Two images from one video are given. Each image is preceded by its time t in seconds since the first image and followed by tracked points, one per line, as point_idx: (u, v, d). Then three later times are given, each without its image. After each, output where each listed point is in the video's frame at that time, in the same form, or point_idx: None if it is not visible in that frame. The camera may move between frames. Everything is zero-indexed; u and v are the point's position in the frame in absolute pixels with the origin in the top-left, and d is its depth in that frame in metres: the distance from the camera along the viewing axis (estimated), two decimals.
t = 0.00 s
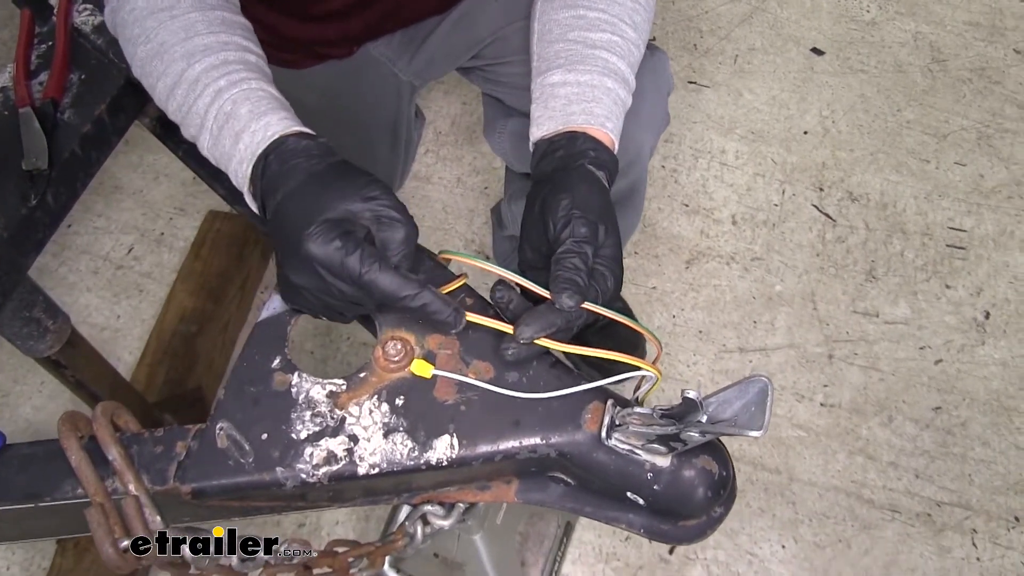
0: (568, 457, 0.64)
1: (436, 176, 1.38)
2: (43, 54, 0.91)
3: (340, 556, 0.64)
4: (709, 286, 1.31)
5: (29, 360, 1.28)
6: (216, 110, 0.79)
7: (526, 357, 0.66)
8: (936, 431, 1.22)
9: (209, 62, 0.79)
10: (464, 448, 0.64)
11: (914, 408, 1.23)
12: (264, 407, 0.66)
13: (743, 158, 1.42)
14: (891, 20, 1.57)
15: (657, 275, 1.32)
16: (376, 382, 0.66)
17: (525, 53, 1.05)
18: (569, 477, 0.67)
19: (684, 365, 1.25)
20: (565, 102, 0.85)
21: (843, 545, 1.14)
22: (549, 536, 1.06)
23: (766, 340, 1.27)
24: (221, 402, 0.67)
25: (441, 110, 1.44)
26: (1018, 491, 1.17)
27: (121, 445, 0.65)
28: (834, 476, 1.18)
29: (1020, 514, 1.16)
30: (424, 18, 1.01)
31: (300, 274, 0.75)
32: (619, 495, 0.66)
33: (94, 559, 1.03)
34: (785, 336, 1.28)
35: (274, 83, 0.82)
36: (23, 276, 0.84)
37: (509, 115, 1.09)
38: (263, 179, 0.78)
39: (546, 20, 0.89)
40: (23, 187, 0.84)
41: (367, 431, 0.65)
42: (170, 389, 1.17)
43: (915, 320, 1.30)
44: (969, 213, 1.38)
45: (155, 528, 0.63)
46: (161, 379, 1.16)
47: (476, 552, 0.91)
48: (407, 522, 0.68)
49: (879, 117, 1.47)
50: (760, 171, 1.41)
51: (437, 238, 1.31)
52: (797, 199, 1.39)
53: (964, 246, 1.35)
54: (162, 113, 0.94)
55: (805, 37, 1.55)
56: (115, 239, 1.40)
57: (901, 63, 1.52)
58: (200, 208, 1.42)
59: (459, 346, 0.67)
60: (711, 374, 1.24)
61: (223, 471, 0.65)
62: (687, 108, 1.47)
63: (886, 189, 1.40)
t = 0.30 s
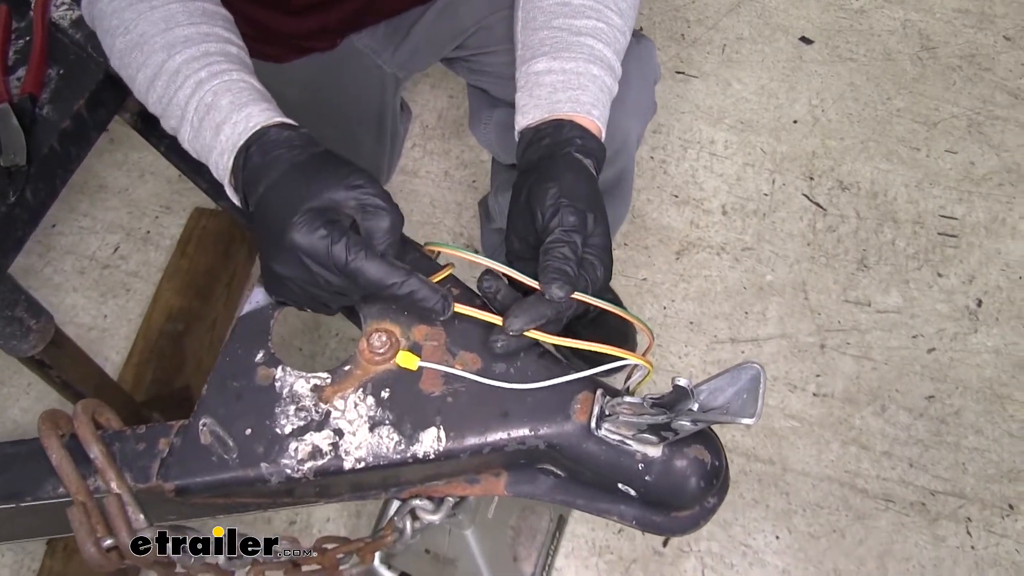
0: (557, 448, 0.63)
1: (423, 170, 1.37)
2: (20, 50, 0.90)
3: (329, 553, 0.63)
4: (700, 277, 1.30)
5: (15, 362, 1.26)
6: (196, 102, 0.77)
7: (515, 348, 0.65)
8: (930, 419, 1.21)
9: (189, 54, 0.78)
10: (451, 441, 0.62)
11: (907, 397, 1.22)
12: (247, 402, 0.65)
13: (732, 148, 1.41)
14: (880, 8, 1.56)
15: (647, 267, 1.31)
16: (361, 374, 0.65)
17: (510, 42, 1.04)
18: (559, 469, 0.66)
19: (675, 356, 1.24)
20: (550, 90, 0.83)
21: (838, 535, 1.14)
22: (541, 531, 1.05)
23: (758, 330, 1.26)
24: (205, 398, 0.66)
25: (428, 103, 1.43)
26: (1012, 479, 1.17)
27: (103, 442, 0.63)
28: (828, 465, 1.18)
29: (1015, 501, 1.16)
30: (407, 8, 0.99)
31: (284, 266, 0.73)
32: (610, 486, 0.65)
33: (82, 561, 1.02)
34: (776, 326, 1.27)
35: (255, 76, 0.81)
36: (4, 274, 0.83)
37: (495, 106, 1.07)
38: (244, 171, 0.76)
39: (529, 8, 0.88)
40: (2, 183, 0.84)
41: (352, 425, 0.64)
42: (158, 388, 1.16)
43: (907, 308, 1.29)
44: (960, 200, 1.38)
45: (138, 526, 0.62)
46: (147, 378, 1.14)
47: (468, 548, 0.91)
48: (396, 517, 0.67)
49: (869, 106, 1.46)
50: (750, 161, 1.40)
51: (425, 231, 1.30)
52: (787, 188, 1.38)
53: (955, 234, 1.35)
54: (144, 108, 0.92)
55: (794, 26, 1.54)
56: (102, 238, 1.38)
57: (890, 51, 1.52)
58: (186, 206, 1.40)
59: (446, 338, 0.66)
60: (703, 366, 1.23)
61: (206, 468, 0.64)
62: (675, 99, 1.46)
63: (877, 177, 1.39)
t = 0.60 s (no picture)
0: (547, 437, 0.62)
1: (412, 162, 1.35)
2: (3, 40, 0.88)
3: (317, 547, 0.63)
4: (691, 267, 1.30)
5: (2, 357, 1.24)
6: (188, 87, 0.75)
7: (503, 336, 0.64)
8: (922, 409, 1.21)
9: (181, 40, 0.76)
10: (439, 431, 0.62)
11: (899, 387, 1.22)
12: (232, 392, 0.64)
13: (723, 139, 1.41)
14: None
15: (638, 258, 1.31)
16: (348, 363, 0.64)
17: (498, 31, 1.03)
18: (549, 458, 0.65)
19: (666, 347, 1.23)
20: (538, 76, 0.82)
21: (831, 526, 1.13)
22: (532, 523, 1.05)
23: (749, 321, 1.26)
24: (190, 389, 0.65)
25: (417, 95, 1.42)
26: (1004, 468, 1.17)
27: (86, 435, 0.62)
28: (820, 456, 1.18)
29: (1007, 491, 1.16)
30: None
31: (265, 219, 0.71)
32: (601, 476, 0.64)
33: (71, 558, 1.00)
34: (768, 317, 1.26)
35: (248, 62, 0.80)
36: None
37: (483, 94, 1.07)
38: (236, 152, 0.75)
39: None
40: None
41: (339, 415, 0.63)
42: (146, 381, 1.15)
43: (898, 298, 1.29)
44: (951, 190, 1.38)
45: (123, 520, 0.60)
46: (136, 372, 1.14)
47: (458, 539, 0.89)
48: (385, 509, 0.66)
49: (859, 96, 1.46)
50: (740, 151, 1.40)
51: (415, 223, 1.29)
52: (778, 178, 1.38)
53: (946, 224, 1.35)
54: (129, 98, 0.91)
55: (783, 16, 1.53)
56: (90, 232, 1.36)
57: (880, 41, 1.51)
58: (175, 199, 1.39)
59: (433, 326, 0.65)
60: (694, 356, 1.23)
61: (191, 460, 0.63)
62: (665, 89, 1.45)
63: (868, 167, 1.39)
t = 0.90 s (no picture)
0: (547, 439, 0.61)
1: (410, 159, 1.35)
2: None
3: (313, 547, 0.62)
4: (689, 268, 1.29)
5: None
6: (192, 80, 0.74)
7: (504, 338, 0.63)
8: (921, 412, 1.21)
9: (186, 33, 0.75)
10: (438, 432, 0.61)
11: (898, 389, 1.22)
12: (229, 390, 0.64)
13: (722, 139, 1.40)
14: None
15: (636, 258, 1.30)
16: (346, 363, 0.63)
17: (498, 28, 1.02)
18: (548, 460, 0.64)
19: (664, 348, 1.23)
20: (539, 74, 0.82)
21: (828, 529, 1.13)
22: (528, 524, 1.04)
23: (748, 322, 1.25)
24: (185, 387, 0.64)
25: (415, 92, 1.41)
26: (1003, 472, 1.17)
27: (80, 432, 0.61)
28: (818, 459, 1.17)
29: (1006, 495, 1.16)
30: None
31: (277, 216, 0.69)
32: (601, 479, 0.64)
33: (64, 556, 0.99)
34: (766, 318, 1.26)
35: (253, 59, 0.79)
36: None
37: (482, 92, 1.06)
38: (241, 147, 0.74)
39: None
40: None
41: (336, 415, 0.62)
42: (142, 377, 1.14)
43: (897, 300, 1.28)
44: (951, 192, 1.37)
45: (116, 519, 0.60)
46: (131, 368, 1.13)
47: (455, 540, 0.89)
48: (381, 510, 0.65)
49: (858, 97, 1.45)
50: (739, 152, 1.39)
51: (413, 221, 1.28)
52: (777, 179, 1.37)
53: (946, 226, 1.34)
54: (127, 93, 0.90)
55: (782, 16, 1.53)
56: (86, 227, 1.35)
57: (880, 42, 1.51)
58: (171, 195, 1.38)
59: (432, 325, 0.65)
60: (692, 358, 1.22)
61: (186, 459, 0.62)
62: (664, 89, 1.45)
63: (867, 168, 1.39)
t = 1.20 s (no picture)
0: (554, 448, 0.61)
1: (412, 162, 1.34)
2: None
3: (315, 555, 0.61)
4: (692, 272, 1.28)
5: None
6: (192, 82, 0.73)
7: (510, 345, 0.62)
8: (925, 417, 1.20)
9: (185, 35, 0.74)
10: (443, 440, 0.60)
11: (902, 395, 1.21)
12: (231, 396, 0.63)
13: (725, 142, 1.40)
14: (873, 3, 1.54)
15: (639, 261, 1.29)
16: (349, 370, 0.63)
17: (501, 30, 1.01)
18: (555, 469, 0.64)
19: (667, 352, 1.22)
20: (545, 76, 0.81)
21: (833, 536, 1.12)
22: (531, 530, 1.02)
23: (752, 327, 1.24)
24: (186, 393, 0.63)
25: (417, 94, 1.40)
26: (1008, 478, 1.16)
27: (80, 439, 0.60)
28: (822, 464, 1.16)
29: (1011, 501, 1.15)
30: None
31: (278, 221, 0.67)
32: (608, 487, 0.63)
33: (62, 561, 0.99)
34: (770, 322, 1.25)
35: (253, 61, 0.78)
36: None
37: (485, 95, 1.05)
38: (241, 150, 0.73)
39: None
40: None
41: (340, 423, 0.61)
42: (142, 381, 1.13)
43: (902, 305, 1.28)
44: (955, 196, 1.36)
45: (115, 528, 0.59)
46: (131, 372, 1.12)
47: (457, 548, 0.89)
48: (384, 518, 0.64)
49: (863, 100, 1.44)
50: (743, 155, 1.38)
51: (414, 224, 1.27)
52: (781, 183, 1.36)
53: (951, 230, 1.34)
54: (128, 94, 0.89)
55: (786, 19, 1.52)
56: (85, 230, 1.34)
57: (884, 46, 1.50)
58: (172, 197, 1.37)
59: (437, 332, 0.64)
60: (696, 362, 1.21)
61: (187, 466, 0.61)
62: (667, 92, 1.44)
63: (871, 172, 1.38)
